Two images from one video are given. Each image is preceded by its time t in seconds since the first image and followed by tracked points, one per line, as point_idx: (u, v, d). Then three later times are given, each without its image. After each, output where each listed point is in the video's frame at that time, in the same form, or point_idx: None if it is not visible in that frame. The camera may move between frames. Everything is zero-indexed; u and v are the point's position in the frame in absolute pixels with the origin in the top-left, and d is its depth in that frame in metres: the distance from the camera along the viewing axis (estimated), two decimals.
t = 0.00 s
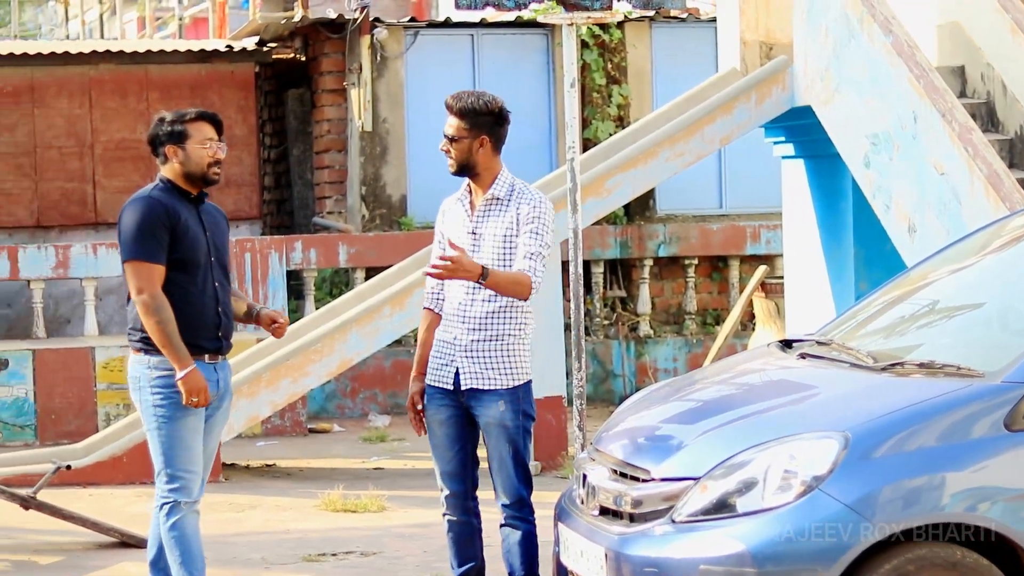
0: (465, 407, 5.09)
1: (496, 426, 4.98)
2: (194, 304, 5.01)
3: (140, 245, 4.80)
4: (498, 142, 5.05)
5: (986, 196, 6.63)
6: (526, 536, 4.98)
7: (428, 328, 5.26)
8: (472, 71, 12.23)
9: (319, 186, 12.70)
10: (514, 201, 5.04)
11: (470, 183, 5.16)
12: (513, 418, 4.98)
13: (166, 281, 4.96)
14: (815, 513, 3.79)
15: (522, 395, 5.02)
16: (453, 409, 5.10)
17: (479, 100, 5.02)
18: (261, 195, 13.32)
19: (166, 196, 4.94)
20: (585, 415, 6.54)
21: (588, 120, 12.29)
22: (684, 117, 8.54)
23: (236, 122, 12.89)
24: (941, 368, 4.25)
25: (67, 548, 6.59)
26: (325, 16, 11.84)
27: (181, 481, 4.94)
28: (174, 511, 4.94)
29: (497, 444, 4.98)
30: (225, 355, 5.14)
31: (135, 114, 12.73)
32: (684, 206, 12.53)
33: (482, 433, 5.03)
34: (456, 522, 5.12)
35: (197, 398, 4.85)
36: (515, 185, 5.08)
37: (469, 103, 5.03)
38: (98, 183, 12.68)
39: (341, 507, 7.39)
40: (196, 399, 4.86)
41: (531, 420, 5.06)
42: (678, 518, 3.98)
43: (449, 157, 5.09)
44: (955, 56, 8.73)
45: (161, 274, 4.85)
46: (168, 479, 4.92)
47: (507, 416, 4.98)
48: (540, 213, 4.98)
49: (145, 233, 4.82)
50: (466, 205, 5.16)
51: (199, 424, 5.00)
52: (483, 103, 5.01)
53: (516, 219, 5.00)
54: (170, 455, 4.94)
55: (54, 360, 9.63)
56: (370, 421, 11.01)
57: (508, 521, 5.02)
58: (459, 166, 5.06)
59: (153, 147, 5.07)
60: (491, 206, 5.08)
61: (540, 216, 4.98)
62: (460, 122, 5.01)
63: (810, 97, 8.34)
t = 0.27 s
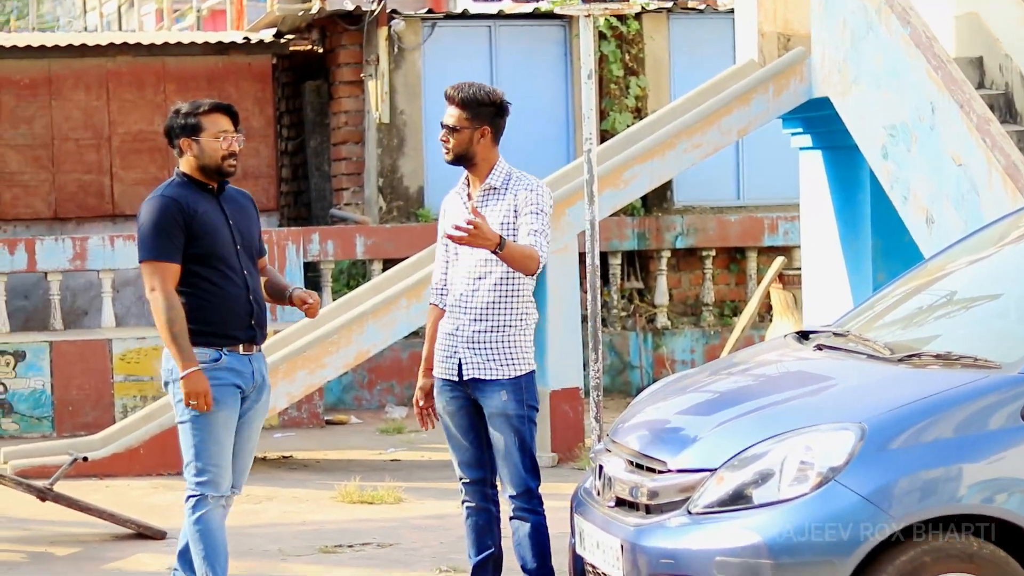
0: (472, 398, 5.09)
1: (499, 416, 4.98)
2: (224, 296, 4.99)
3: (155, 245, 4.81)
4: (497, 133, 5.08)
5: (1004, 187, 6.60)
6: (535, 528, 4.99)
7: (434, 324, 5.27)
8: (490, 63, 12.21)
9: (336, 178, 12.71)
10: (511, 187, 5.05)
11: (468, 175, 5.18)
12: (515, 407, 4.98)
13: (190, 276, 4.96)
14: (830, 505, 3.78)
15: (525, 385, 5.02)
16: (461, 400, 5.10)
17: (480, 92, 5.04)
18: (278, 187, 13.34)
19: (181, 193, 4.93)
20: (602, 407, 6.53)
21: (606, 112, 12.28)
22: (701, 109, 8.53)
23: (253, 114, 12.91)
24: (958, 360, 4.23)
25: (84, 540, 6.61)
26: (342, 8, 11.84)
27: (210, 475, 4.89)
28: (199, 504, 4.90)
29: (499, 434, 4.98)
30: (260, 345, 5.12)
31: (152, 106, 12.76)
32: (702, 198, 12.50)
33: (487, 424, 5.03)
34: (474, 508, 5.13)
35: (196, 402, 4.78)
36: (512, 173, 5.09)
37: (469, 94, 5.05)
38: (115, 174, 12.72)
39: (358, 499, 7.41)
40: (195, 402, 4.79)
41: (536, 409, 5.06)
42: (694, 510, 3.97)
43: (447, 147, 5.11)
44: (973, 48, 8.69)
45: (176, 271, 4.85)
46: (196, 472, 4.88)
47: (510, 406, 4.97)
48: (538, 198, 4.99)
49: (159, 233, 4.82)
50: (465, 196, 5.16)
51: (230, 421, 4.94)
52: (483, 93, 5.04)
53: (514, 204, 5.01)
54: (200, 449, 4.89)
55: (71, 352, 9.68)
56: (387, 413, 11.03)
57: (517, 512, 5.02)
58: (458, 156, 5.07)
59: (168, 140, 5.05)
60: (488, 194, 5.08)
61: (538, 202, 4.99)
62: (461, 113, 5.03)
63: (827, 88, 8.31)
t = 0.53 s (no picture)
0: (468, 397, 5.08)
1: (495, 415, 4.97)
2: (234, 300, 4.98)
3: (158, 255, 4.81)
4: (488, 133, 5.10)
5: (1008, 187, 6.59)
6: (533, 526, 4.99)
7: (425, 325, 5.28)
8: (493, 62, 12.20)
9: (339, 177, 12.70)
10: (501, 188, 5.03)
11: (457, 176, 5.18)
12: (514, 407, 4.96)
13: (198, 282, 4.97)
14: (832, 505, 3.77)
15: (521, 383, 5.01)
16: (457, 400, 5.08)
17: (470, 91, 5.07)
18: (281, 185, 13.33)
19: (186, 200, 4.93)
20: (604, 406, 6.51)
21: (610, 111, 12.29)
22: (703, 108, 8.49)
23: (256, 112, 12.90)
24: (961, 360, 4.22)
25: (85, 539, 6.61)
26: (345, 6, 11.83)
27: (214, 476, 4.89)
28: (203, 505, 4.87)
29: (496, 434, 4.97)
30: (274, 346, 5.10)
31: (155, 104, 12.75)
32: (705, 197, 12.49)
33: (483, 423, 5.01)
34: (473, 508, 5.13)
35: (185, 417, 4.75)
36: (501, 173, 5.07)
37: (459, 94, 5.07)
38: (118, 173, 12.72)
39: (359, 498, 7.40)
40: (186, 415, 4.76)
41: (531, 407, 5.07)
42: (696, 510, 3.96)
43: (437, 148, 5.12)
44: (977, 47, 8.67)
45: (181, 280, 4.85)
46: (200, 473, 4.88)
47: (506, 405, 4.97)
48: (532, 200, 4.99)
49: (162, 243, 4.83)
50: (454, 198, 5.14)
51: (238, 422, 4.94)
52: (475, 93, 5.07)
53: (505, 207, 5.00)
54: (205, 449, 4.89)
55: (74, 350, 9.68)
56: (389, 412, 11.02)
57: (514, 511, 5.01)
58: (448, 157, 5.08)
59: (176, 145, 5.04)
60: (479, 195, 5.06)
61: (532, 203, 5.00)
62: (452, 112, 5.05)
63: (831, 87, 8.27)
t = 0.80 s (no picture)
0: (466, 401, 5.08)
1: (498, 418, 4.99)
2: (244, 305, 4.93)
3: (164, 260, 4.80)
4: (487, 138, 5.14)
5: (1005, 190, 6.59)
6: (531, 529, 5.02)
7: (408, 326, 5.28)
8: (492, 66, 12.21)
9: (338, 180, 12.71)
10: (505, 196, 5.08)
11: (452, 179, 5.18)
12: (518, 409, 5.02)
13: (210, 287, 4.94)
14: (830, 508, 3.77)
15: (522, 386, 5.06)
16: (455, 403, 5.09)
17: (469, 97, 5.10)
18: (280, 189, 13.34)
19: (196, 204, 4.91)
20: (602, 409, 6.51)
21: (608, 114, 12.28)
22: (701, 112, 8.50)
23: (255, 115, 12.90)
24: (958, 363, 4.22)
25: (83, 542, 6.61)
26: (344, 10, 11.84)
27: (217, 479, 4.88)
28: (207, 506, 4.89)
29: (499, 435, 4.99)
30: (291, 351, 5.03)
31: (154, 108, 12.75)
32: (704, 200, 12.49)
33: (484, 425, 5.03)
34: (468, 511, 5.11)
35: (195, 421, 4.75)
36: (501, 180, 5.11)
37: (459, 99, 5.10)
38: (116, 176, 12.72)
39: (358, 501, 7.40)
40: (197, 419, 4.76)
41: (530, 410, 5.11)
42: (693, 513, 3.96)
43: (436, 153, 5.14)
44: (975, 50, 8.68)
45: (187, 286, 4.84)
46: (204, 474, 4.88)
47: (510, 406, 5.00)
48: (538, 211, 5.11)
49: (168, 248, 4.82)
50: (451, 203, 5.12)
51: (244, 429, 4.91)
52: (474, 99, 5.10)
53: (512, 215, 5.07)
54: (210, 453, 4.89)
55: (72, 353, 9.67)
56: (387, 415, 11.02)
57: (511, 514, 5.04)
58: (447, 162, 5.10)
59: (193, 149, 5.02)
60: (482, 201, 5.07)
61: (537, 214, 5.12)
62: (452, 117, 5.07)
63: (829, 90, 8.28)
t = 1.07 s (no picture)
0: (470, 399, 5.08)
1: (508, 415, 5.01)
2: (271, 302, 4.92)
3: (189, 255, 4.83)
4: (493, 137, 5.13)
5: (1004, 189, 6.59)
6: (533, 527, 5.02)
7: (403, 324, 5.18)
8: (491, 64, 12.19)
9: (337, 178, 12.71)
10: (513, 195, 5.13)
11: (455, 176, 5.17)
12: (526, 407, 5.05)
13: (238, 283, 4.95)
14: (828, 507, 3.77)
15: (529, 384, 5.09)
16: (459, 402, 5.08)
17: (472, 94, 5.08)
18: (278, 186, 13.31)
19: (225, 201, 4.92)
20: (601, 408, 6.51)
21: (607, 112, 12.28)
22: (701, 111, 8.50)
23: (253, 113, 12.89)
24: (957, 362, 4.22)
25: (81, 540, 6.60)
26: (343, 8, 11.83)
27: (248, 480, 4.84)
28: (237, 509, 4.85)
29: (508, 432, 5.01)
30: (322, 349, 5.00)
31: (153, 106, 12.75)
32: (703, 198, 12.48)
33: (492, 423, 5.04)
34: (468, 510, 5.10)
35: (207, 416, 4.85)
36: (508, 179, 5.16)
37: (463, 97, 5.07)
38: (115, 174, 12.72)
39: (356, 499, 7.40)
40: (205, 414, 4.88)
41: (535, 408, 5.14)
42: (692, 512, 3.96)
43: (442, 152, 5.12)
44: (975, 49, 8.67)
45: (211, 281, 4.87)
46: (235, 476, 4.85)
47: (519, 404, 5.03)
48: (543, 210, 5.18)
49: (193, 243, 4.85)
50: (458, 200, 5.10)
51: (274, 427, 4.88)
52: (478, 97, 5.08)
53: (520, 215, 5.13)
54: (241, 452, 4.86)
55: (71, 351, 9.67)
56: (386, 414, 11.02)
57: (513, 511, 5.05)
58: (452, 161, 5.09)
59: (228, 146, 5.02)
60: (491, 199, 5.10)
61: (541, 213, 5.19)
62: (457, 115, 5.05)
63: (829, 89, 8.28)
